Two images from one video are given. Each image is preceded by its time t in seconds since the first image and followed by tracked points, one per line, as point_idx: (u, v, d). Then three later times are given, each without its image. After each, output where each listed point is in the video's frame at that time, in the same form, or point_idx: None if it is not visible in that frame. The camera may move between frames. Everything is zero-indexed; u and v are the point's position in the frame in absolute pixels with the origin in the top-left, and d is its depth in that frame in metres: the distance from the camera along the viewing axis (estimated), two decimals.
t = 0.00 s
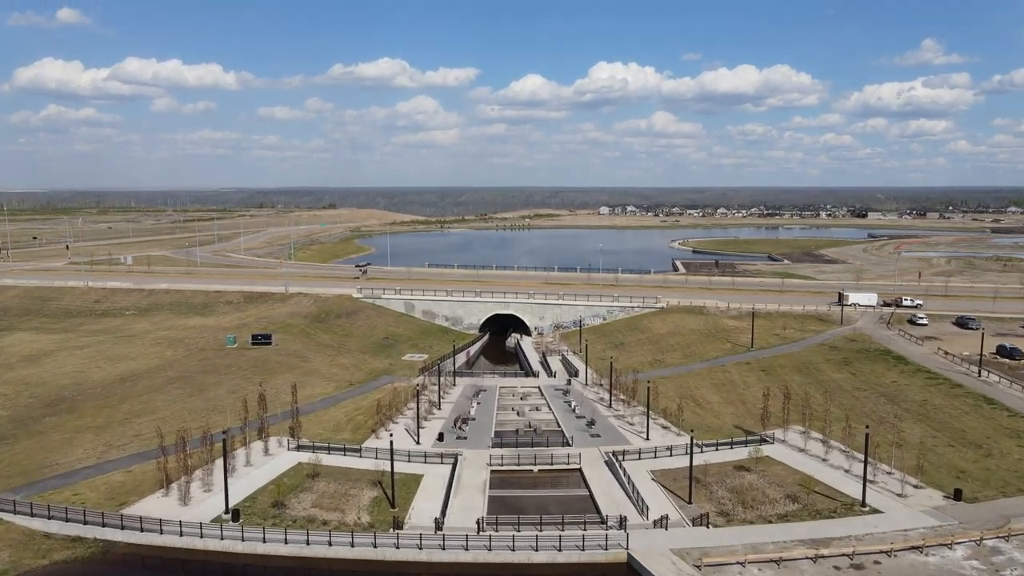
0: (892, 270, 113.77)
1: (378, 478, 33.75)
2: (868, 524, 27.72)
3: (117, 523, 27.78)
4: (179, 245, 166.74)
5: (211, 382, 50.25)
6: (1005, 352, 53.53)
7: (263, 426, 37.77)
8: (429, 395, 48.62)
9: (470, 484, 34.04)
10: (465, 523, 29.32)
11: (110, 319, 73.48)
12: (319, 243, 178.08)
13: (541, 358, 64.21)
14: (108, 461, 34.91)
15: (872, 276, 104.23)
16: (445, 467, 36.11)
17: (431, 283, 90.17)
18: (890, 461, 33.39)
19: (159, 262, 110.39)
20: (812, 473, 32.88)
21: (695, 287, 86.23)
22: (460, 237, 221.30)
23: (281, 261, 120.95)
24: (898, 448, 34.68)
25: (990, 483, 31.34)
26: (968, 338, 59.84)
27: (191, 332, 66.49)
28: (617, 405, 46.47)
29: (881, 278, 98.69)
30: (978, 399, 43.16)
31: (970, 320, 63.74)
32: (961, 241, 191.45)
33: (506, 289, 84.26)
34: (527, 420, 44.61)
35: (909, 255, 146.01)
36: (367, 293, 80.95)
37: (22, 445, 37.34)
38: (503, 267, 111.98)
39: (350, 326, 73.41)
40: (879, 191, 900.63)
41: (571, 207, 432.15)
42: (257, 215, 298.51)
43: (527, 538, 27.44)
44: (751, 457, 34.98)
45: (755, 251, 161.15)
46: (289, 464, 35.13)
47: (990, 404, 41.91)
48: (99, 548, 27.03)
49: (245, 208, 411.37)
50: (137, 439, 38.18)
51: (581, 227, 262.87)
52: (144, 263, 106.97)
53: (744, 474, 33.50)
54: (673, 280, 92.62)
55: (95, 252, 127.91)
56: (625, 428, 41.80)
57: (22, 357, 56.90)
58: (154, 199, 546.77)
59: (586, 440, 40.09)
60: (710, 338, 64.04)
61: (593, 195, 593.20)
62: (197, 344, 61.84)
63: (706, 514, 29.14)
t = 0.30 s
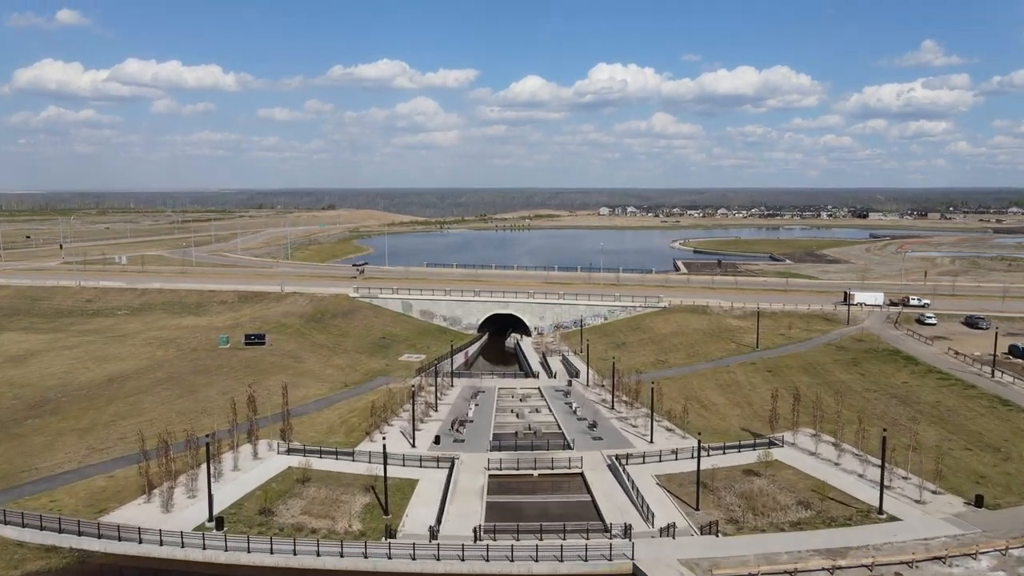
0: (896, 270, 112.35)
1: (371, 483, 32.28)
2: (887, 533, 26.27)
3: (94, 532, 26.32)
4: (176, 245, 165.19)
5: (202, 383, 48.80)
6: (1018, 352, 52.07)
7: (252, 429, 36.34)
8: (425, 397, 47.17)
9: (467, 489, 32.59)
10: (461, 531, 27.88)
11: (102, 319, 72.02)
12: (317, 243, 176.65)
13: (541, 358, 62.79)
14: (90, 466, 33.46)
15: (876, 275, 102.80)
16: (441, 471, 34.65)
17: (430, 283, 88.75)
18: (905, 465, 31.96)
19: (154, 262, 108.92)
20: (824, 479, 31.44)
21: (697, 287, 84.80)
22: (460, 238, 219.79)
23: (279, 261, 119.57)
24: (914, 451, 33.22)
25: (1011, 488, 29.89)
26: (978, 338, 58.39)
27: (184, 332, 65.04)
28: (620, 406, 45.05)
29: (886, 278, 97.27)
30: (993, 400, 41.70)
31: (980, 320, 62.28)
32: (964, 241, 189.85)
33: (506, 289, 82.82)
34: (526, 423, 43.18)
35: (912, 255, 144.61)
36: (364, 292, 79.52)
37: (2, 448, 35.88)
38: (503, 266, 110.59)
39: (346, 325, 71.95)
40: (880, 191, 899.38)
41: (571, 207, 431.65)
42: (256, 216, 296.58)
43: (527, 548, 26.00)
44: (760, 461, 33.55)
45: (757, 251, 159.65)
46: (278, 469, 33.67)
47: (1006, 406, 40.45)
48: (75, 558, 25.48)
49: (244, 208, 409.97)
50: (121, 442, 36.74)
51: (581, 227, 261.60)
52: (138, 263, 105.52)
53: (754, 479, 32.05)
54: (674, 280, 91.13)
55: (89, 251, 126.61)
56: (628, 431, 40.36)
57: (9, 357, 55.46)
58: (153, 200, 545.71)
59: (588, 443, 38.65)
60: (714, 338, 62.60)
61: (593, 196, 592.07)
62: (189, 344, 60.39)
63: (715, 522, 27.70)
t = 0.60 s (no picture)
0: (901, 270, 110.97)
1: (363, 489, 30.81)
2: (908, 543, 24.82)
3: (67, 542, 24.82)
4: (173, 245, 163.59)
5: (191, 385, 47.29)
6: None
7: (241, 431, 34.91)
8: (421, 398, 45.74)
9: (463, 496, 31.14)
10: (458, 542, 26.40)
11: (92, 319, 70.54)
12: (315, 243, 175.16)
13: (540, 359, 61.33)
14: (69, 471, 32.02)
15: (881, 275, 101.38)
16: (436, 476, 33.18)
17: (428, 282, 87.28)
18: (923, 470, 30.49)
19: (148, 262, 107.39)
20: (839, 484, 29.99)
21: (700, 286, 83.39)
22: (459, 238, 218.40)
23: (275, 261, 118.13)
24: (931, 455, 31.75)
25: None
26: (989, 338, 56.94)
27: (175, 332, 63.55)
28: (623, 408, 43.58)
29: (891, 278, 95.85)
30: (1009, 401, 40.23)
31: (991, 319, 60.84)
32: (967, 241, 188.59)
33: (505, 289, 81.37)
34: (526, 425, 41.72)
35: (916, 255, 143.20)
36: (360, 292, 78.05)
37: None
38: (502, 266, 109.21)
39: (342, 326, 70.47)
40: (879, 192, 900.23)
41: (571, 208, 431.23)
42: (253, 216, 294.83)
43: (526, 559, 24.54)
44: (771, 465, 32.10)
45: (758, 251, 158.30)
46: (267, 473, 32.23)
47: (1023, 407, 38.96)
48: (47, 569, 23.90)
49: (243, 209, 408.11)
50: (104, 446, 35.28)
51: (581, 227, 260.41)
52: (132, 262, 103.96)
53: (764, 484, 30.60)
54: (676, 279, 89.67)
55: (84, 251, 125.12)
56: (632, 434, 38.89)
57: None
58: (151, 201, 544.01)
59: (590, 446, 37.22)
60: (718, 338, 61.18)
61: (593, 197, 591.02)
62: (181, 345, 58.88)
63: (725, 531, 26.25)
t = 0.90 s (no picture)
0: (905, 270, 109.60)
1: (354, 495, 29.33)
2: (930, 553, 23.39)
3: (37, 552, 23.27)
4: (170, 245, 162.12)
5: (180, 386, 45.87)
6: None
7: (228, 435, 33.46)
8: (417, 400, 44.31)
9: (459, 502, 29.71)
10: (453, 552, 24.96)
11: (83, 319, 69.07)
12: (313, 243, 173.81)
13: (540, 360, 59.86)
14: (46, 476, 30.56)
15: (885, 274, 99.98)
16: (431, 481, 31.71)
17: (426, 281, 85.92)
18: (942, 476, 29.06)
19: (143, 261, 105.87)
20: (854, 491, 28.54)
21: (703, 286, 82.00)
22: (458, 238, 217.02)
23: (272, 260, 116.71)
24: (950, 459, 30.30)
25: None
26: (1001, 338, 55.55)
27: (166, 332, 62.08)
28: (626, 410, 42.14)
29: (896, 277, 94.44)
30: None
31: (1001, 319, 59.46)
32: (970, 241, 187.41)
33: (504, 288, 79.96)
34: (525, 428, 40.24)
35: (920, 254, 141.89)
36: (357, 291, 76.57)
37: None
38: (501, 265, 107.81)
39: (338, 326, 68.99)
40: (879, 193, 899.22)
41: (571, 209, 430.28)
42: (251, 216, 293.52)
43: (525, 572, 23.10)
44: (782, 470, 30.67)
45: (760, 251, 156.98)
46: (254, 479, 30.78)
47: None
48: None
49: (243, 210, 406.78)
50: (85, 449, 33.81)
51: (581, 227, 259.12)
52: (127, 262, 102.45)
53: (775, 490, 29.17)
54: (678, 278, 88.18)
55: (79, 250, 123.65)
56: (636, 437, 37.42)
57: None
58: (149, 202, 542.66)
59: (592, 450, 35.79)
60: (722, 337, 59.78)
61: (593, 198, 589.67)
62: (171, 345, 57.38)
63: (736, 541, 24.82)
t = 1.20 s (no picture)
0: (910, 269, 108.21)
1: (345, 502, 27.88)
2: (957, 565, 21.98)
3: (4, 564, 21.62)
4: (167, 245, 160.53)
5: (168, 387, 44.39)
6: None
7: (214, 438, 32.00)
8: (413, 401, 42.87)
9: (455, 510, 28.26)
10: (447, 564, 23.51)
11: (73, 318, 67.55)
12: (311, 243, 172.42)
13: (541, 360, 58.42)
14: (21, 482, 29.09)
15: (890, 274, 98.62)
16: (426, 486, 30.27)
17: (424, 280, 84.54)
18: (964, 482, 27.65)
19: (137, 260, 104.37)
20: (871, 498, 27.15)
21: (705, 285, 80.61)
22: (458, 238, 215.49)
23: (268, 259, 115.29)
24: (971, 464, 28.89)
25: None
26: (1013, 338, 54.16)
27: (157, 332, 60.56)
28: (629, 412, 40.69)
29: (902, 276, 93.09)
30: None
31: (1013, 318, 58.07)
32: (972, 241, 186.36)
33: (504, 287, 78.56)
34: (525, 431, 38.80)
35: (924, 254, 140.62)
36: (353, 290, 75.13)
37: None
38: (501, 264, 106.58)
39: (334, 325, 67.53)
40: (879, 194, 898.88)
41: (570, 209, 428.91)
42: (250, 217, 292.04)
43: None
44: (794, 475, 29.27)
45: (762, 251, 155.64)
46: (240, 485, 29.33)
47: None
48: None
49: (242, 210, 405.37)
50: (64, 453, 32.34)
51: (581, 228, 257.91)
52: (121, 262, 101.01)
53: (788, 496, 27.75)
54: (680, 277, 86.73)
55: (73, 250, 122.12)
56: (640, 440, 35.99)
57: None
58: (148, 202, 541.16)
59: (594, 453, 34.36)
60: (727, 337, 58.37)
61: (593, 198, 588.43)
62: (161, 345, 55.88)
63: (749, 551, 23.41)
